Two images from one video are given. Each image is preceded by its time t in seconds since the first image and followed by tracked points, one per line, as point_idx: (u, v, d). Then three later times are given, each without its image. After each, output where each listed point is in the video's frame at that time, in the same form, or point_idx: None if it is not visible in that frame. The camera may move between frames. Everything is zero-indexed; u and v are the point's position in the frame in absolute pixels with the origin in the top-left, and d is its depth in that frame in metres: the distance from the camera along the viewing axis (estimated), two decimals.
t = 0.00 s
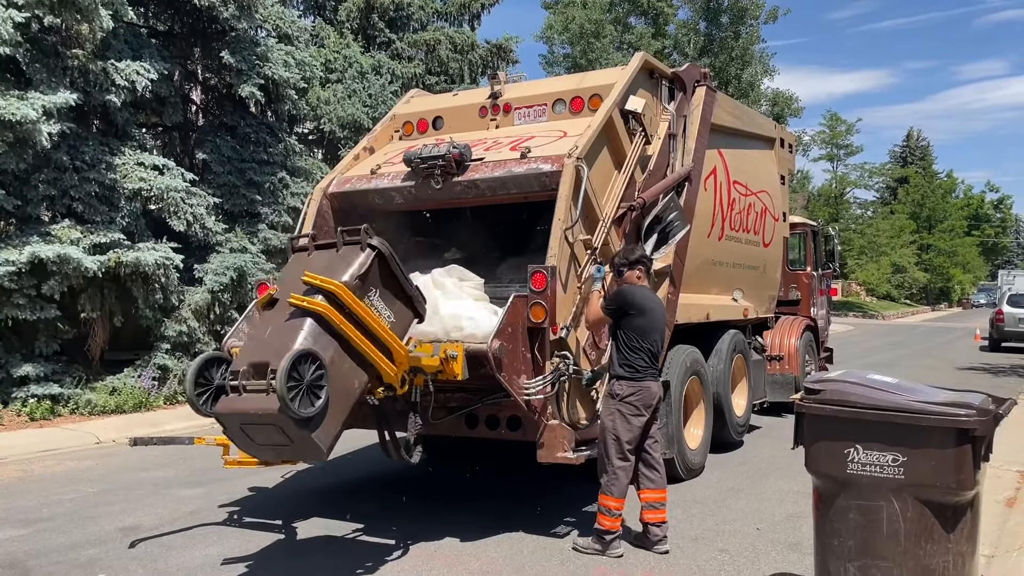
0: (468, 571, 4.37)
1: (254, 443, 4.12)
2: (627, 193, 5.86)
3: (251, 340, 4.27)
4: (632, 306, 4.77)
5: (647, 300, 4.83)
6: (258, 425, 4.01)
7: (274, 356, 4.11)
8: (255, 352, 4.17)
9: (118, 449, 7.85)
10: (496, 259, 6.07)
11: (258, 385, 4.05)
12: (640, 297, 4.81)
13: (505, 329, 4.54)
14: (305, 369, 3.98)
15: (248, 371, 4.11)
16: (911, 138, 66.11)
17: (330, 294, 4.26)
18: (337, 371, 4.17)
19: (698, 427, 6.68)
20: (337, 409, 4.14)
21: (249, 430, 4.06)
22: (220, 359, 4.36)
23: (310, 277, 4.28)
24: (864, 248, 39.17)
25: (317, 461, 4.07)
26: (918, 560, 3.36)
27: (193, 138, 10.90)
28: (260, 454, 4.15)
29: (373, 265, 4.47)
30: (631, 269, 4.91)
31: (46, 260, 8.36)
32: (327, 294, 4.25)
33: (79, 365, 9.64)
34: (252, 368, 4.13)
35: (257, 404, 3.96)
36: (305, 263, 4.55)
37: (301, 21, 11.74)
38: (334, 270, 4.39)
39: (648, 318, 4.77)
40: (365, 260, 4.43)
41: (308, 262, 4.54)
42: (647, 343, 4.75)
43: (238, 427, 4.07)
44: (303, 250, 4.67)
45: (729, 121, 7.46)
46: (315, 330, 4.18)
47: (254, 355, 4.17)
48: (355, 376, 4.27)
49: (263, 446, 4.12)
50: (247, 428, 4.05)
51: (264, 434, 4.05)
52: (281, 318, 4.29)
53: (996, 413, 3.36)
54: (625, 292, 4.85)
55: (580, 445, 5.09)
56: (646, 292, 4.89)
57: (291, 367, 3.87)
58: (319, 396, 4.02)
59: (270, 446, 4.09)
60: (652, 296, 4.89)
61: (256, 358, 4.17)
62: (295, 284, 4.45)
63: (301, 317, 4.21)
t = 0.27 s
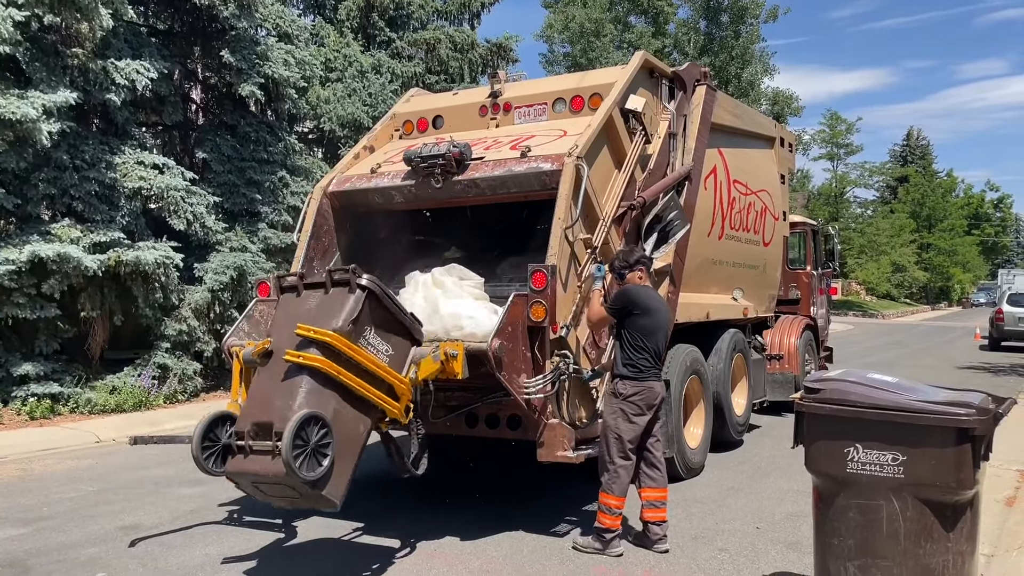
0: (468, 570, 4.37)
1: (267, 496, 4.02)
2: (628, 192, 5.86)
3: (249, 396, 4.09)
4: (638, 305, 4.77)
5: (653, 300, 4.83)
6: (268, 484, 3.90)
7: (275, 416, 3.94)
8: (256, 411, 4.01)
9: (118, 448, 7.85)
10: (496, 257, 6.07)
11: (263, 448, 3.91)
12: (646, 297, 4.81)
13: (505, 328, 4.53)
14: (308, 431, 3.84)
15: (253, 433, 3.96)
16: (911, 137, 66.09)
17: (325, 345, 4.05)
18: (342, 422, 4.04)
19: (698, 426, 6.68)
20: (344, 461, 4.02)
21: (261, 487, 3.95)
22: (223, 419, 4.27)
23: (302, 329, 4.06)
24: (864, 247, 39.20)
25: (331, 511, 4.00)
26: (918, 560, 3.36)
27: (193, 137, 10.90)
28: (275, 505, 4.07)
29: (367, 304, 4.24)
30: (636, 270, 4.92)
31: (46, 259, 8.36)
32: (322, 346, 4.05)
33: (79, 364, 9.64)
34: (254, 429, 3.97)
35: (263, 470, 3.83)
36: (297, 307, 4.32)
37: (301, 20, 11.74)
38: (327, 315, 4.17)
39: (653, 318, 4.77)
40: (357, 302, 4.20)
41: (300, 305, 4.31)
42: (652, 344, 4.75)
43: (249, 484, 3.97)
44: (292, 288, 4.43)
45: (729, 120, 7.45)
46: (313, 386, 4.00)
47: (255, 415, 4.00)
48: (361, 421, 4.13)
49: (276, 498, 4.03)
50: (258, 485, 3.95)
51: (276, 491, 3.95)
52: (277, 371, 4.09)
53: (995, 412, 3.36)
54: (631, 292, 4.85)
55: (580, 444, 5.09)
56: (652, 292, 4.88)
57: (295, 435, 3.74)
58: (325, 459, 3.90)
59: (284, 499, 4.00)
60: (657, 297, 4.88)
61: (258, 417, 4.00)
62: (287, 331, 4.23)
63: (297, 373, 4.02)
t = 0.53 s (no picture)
0: (468, 568, 4.37)
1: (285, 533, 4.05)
2: (628, 191, 5.85)
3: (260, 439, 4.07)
4: (642, 305, 4.78)
5: (657, 301, 4.84)
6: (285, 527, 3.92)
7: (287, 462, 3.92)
8: (268, 457, 3.99)
9: (118, 447, 7.85)
10: (496, 256, 6.06)
11: (277, 494, 3.91)
12: (649, 298, 4.82)
13: (506, 326, 4.52)
14: (321, 477, 3.85)
15: (266, 479, 3.95)
16: (911, 136, 66.07)
17: (330, 387, 4.00)
18: (352, 461, 4.03)
19: (698, 425, 6.68)
20: (359, 498, 4.02)
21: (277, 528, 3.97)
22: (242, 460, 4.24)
23: (306, 373, 4.00)
24: (864, 246, 39.19)
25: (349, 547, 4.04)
26: (918, 558, 3.36)
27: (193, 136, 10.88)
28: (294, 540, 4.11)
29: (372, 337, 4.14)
30: (639, 269, 4.93)
31: (45, 258, 8.37)
32: (327, 389, 4.00)
33: (79, 363, 9.65)
34: (268, 475, 3.97)
35: (278, 517, 3.85)
36: (300, 344, 4.22)
37: (301, 19, 11.73)
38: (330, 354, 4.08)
39: (656, 319, 4.79)
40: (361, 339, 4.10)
41: (303, 342, 4.21)
42: (655, 344, 4.77)
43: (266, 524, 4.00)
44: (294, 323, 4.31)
45: (729, 119, 7.45)
46: (322, 429, 3.98)
47: (268, 460, 3.99)
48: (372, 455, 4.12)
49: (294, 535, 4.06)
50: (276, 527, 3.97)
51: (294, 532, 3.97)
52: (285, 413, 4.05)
53: (996, 411, 3.36)
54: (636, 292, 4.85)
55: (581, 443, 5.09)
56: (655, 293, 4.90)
57: (308, 486, 3.74)
58: (339, 503, 3.90)
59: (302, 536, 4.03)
60: (659, 297, 4.89)
61: (271, 461, 3.98)
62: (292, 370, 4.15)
63: (304, 416, 3.99)
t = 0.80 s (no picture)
0: (468, 568, 4.38)
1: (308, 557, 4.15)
2: (627, 190, 5.85)
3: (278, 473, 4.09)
4: (641, 305, 4.77)
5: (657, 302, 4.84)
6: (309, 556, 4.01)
7: (307, 497, 3.96)
8: (287, 490, 4.02)
9: (117, 446, 7.85)
10: (496, 256, 6.06)
11: (300, 527, 3.98)
12: (649, 298, 4.81)
13: (505, 325, 4.51)
14: (343, 513, 3.91)
15: (288, 513, 3.98)
16: (911, 136, 66.07)
17: (344, 423, 4.03)
18: (372, 489, 4.07)
19: (697, 424, 6.68)
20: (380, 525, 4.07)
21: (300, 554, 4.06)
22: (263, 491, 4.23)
23: (319, 410, 4.01)
24: (865, 246, 39.18)
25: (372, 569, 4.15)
26: (917, 558, 3.36)
27: (193, 135, 10.87)
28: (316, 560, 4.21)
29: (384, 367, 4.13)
30: (639, 269, 4.92)
31: (45, 256, 8.37)
32: (341, 424, 4.02)
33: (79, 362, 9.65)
34: (289, 509, 4.00)
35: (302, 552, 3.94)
36: (310, 378, 4.22)
37: (301, 18, 11.72)
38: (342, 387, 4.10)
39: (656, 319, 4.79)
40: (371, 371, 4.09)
41: (314, 374, 4.22)
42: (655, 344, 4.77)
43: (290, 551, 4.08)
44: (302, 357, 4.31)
45: (728, 119, 7.45)
46: (338, 464, 4.02)
47: (287, 494, 4.02)
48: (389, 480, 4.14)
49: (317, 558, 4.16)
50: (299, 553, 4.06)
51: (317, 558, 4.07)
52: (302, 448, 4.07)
53: (995, 410, 3.36)
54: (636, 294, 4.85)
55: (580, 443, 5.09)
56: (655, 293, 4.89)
57: (330, 526, 3.81)
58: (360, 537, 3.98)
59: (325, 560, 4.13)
60: (659, 297, 4.88)
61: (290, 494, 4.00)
62: (306, 404, 4.17)
63: (320, 451, 4.02)
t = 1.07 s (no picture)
0: (467, 567, 4.38)
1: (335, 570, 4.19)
2: (628, 189, 5.85)
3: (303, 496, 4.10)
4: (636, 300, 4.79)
5: (652, 300, 4.84)
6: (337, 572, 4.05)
7: (334, 519, 3.97)
8: (314, 512, 4.03)
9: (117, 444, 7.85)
10: (496, 255, 6.06)
11: (329, 546, 3.99)
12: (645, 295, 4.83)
13: (505, 324, 4.51)
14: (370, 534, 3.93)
15: (316, 533, 4.00)
16: (911, 135, 66.04)
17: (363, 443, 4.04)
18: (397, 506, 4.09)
19: (697, 424, 6.68)
20: (406, 541, 4.10)
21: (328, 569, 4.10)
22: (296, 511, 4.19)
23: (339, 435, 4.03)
24: (865, 245, 39.18)
25: None
26: (917, 557, 3.36)
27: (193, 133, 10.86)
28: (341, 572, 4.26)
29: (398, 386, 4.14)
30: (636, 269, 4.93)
31: (45, 255, 8.37)
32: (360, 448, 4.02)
33: (79, 361, 9.64)
34: (317, 531, 4.01)
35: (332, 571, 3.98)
36: (323, 402, 4.28)
37: (301, 17, 11.71)
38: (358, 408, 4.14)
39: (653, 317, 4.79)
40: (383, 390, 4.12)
41: (328, 398, 4.27)
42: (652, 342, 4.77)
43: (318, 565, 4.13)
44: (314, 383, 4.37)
45: (729, 118, 7.45)
46: (361, 485, 4.01)
47: (314, 516, 4.03)
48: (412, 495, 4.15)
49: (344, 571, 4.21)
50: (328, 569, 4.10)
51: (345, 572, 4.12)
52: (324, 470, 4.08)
53: (995, 410, 3.36)
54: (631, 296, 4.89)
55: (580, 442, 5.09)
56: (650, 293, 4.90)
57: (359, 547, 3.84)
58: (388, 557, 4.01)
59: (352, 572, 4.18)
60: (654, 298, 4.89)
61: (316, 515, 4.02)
62: (324, 427, 4.20)
63: (341, 473, 4.02)
